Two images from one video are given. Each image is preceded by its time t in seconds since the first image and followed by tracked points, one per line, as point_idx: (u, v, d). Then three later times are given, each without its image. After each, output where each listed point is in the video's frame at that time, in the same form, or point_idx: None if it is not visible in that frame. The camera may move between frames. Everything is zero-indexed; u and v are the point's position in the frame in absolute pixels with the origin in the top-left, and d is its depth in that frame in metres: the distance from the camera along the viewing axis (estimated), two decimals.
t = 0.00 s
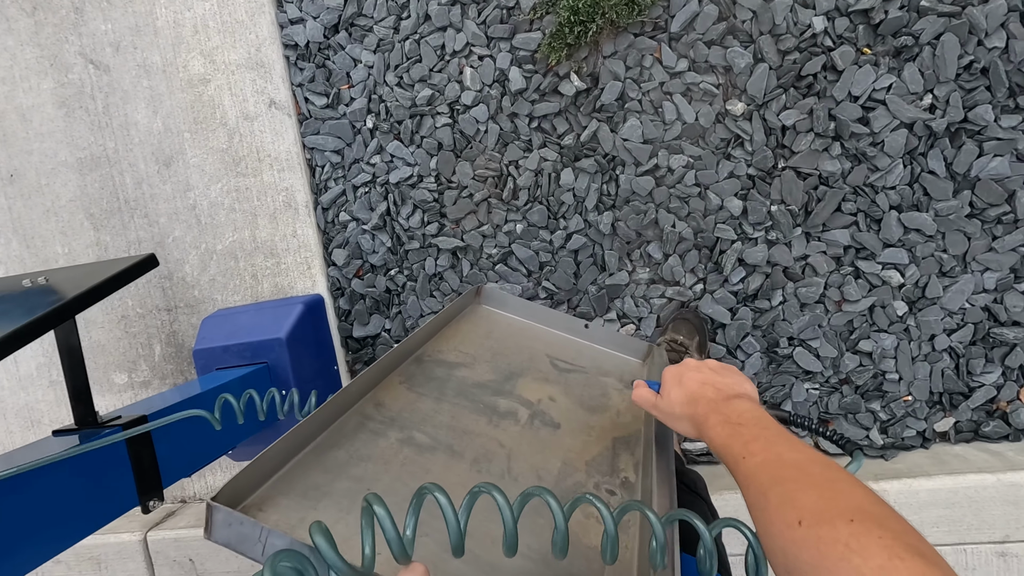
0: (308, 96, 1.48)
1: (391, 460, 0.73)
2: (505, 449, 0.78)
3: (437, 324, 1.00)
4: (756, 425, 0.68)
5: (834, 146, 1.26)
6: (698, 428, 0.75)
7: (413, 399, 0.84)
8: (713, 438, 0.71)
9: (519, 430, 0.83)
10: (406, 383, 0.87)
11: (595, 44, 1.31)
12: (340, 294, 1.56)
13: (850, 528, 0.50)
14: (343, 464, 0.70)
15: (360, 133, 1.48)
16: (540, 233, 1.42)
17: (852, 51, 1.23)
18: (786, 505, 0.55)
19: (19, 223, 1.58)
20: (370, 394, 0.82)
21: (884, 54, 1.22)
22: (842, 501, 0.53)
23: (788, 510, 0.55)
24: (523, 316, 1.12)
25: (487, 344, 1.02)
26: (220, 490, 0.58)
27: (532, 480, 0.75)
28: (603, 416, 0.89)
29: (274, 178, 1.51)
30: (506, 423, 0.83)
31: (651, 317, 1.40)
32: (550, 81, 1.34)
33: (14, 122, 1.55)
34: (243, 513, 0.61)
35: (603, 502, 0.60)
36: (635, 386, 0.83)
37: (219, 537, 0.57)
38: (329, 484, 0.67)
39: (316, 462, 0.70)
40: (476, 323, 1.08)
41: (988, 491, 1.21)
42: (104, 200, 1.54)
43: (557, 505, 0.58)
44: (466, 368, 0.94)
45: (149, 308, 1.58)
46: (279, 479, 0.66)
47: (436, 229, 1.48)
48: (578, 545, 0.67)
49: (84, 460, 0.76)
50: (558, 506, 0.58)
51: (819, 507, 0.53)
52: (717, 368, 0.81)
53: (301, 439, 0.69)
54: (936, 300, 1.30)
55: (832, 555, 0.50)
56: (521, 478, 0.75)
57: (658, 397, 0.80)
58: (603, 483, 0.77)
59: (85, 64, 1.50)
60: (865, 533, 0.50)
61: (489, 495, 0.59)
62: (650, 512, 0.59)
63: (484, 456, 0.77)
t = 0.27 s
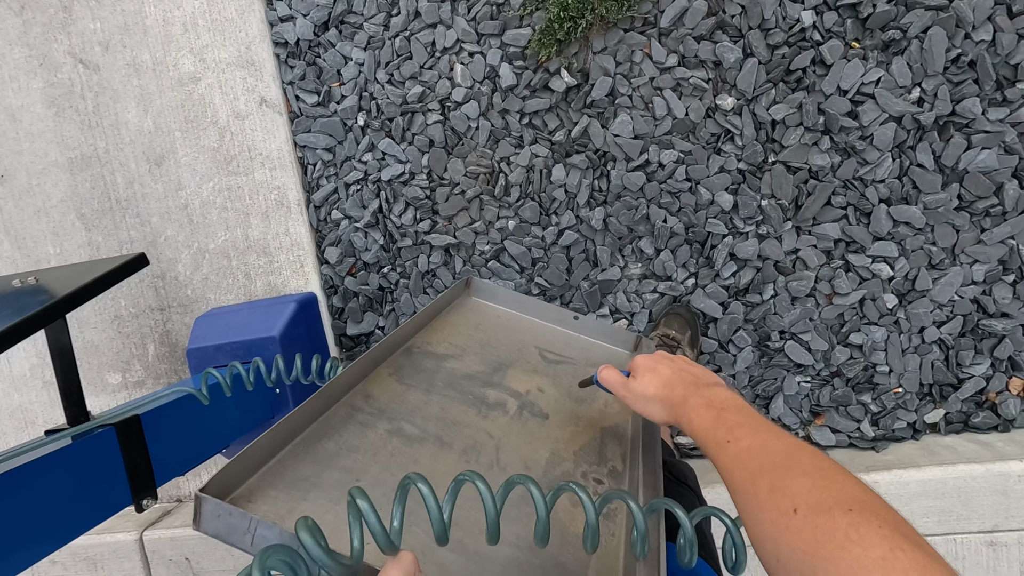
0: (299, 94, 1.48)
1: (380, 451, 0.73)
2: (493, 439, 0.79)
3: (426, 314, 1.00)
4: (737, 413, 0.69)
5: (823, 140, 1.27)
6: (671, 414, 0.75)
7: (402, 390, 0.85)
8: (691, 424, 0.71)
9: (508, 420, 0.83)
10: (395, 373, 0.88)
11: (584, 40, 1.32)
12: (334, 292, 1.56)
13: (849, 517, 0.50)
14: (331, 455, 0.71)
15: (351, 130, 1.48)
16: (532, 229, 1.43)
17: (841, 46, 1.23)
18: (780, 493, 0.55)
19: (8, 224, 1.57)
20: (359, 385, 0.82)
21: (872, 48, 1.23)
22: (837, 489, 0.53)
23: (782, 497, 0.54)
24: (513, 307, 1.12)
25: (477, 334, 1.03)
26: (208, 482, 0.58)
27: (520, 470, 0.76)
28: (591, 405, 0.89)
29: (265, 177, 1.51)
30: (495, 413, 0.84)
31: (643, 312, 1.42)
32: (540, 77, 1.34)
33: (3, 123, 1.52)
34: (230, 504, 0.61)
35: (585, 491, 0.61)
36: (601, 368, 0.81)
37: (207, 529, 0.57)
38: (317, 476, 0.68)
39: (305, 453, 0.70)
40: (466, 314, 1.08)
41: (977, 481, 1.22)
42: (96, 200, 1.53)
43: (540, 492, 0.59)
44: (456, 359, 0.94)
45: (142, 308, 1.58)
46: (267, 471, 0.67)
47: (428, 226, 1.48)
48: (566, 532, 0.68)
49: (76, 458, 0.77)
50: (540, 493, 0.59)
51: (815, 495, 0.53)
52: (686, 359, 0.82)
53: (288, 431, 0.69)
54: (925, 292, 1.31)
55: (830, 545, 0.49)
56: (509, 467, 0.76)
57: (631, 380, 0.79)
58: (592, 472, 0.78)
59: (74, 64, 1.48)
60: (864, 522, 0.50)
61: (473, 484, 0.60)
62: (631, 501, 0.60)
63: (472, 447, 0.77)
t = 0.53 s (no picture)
0: (292, 93, 1.47)
1: (370, 445, 0.73)
2: (487, 433, 0.79)
3: (421, 303, 0.99)
4: (704, 399, 0.68)
5: (818, 135, 1.26)
6: (638, 401, 0.74)
7: (395, 381, 0.84)
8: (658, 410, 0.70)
9: (501, 413, 0.83)
10: (388, 364, 0.87)
11: (578, 37, 1.31)
12: (329, 293, 1.56)
13: (818, 503, 0.50)
14: (322, 450, 0.70)
15: (345, 129, 1.47)
16: (528, 227, 1.42)
17: (835, 40, 1.23)
18: (748, 479, 0.54)
19: None
20: (351, 376, 0.82)
21: (866, 42, 1.22)
22: (805, 475, 0.52)
23: (750, 484, 0.53)
24: (508, 297, 1.12)
25: (471, 324, 1.02)
26: (193, 479, 0.57)
27: (513, 463, 0.75)
28: (586, 398, 0.89)
29: (259, 176, 1.50)
30: (488, 407, 0.83)
31: (639, 309, 1.41)
32: (534, 74, 1.34)
33: None
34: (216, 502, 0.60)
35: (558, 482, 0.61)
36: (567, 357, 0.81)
37: (192, 526, 0.57)
38: (306, 471, 0.67)
39: (295, 448, 0.70)
40: (461, 304, 1.08)
41: (973, 476, 1.22)
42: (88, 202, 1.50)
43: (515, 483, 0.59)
44: (450, 350, 0.94)
45: (136, 310, 1.57)
46: (256, 465, 0.66)
47: (423, 225, 1.47)
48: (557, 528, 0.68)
49: (68, 461, 0.76)
50: (517, 485, 0.59)
51: (783, 481, 0.52)
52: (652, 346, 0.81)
53: (278, 424, 0.69)
54: (921, 287, 1.31)
55: (799, 532, 0.49)
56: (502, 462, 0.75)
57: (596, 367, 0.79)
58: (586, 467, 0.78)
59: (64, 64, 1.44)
60: (832, 508, 0.49)
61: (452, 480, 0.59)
62: (601, 491, 0.61)
63: (465, 441, 0.77)
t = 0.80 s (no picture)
0: (288, 93, 1.46)
1: (369, 442, 0.72)
2: (487, 429, 0.78)
3: (419, 300, 0.99)
4: (717, 383, 0.63)
5: (816, 131, 1.26)
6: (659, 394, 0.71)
7: (394, 378, 0.84)
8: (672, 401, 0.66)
9: (501, 409, 0.83)
10: (387, 361, 0.86)
11: (575, 34, 1.30)
12: (327, 293, 1.56)
13: (838, 494, 0.45)
14: (321, 447, 0.70)
15: (341, 129, 1.46)
16: (526, 226, 1.42)
17: (833, 35, 1.22)
18: (762, 471, 0.49)
19: None
20: (350, 373, 0.81)
21: (864, 37, 1.22)
22: (825, 462, 0.47)
23: (765, 476, 0.49)
24: (507, 294, 1.11)
25: (471, 321, 1.02)
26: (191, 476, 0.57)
27: (513, 459, 0.75)
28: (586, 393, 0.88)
29: (256, 177, 1.49)
30: (488, 403, 0.83)
31: (638, 307, 1.41)
32: (531, 72, 1.33)
33: None
34: (215, 499, 0.60)
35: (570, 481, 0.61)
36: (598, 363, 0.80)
37: (192, 523, 0.57)
38: (305, 468, 0.66)
39: (294, 445, 0.69)
40: (460, 300, 1.07)
41: (974, 470, 1.23)
42: (84, 203, 1.49)
43: (526, 484, 0.58)
44: (449, 346, 0.93)
45: (134, 312, 1.56)
46: (255, 461, 0.66)
47: (421, 225, 1.47)
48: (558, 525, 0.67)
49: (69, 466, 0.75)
50: (526, 485, 0.58)
51: (798, 471, 0.47)
52: (676, 330, 0.76)
53: (276, 420, 0.69)
54: (920, 282, 1.31)
55: (818, 527, 0.44)
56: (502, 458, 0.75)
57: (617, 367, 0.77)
58: (586, 463, 0.78)
59: (58, 66, 1.44)
60: (854, 499, 0.44)
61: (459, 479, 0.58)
62: (614, 490, 0.60)
63: (465, 438, 0.76)
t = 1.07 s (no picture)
0: (285, 93, 1.46)
1: (370, 437, 0.72)
2: (487, 424, 0.79)
3: (420, 298, 0.99)
4: (736, 375, 0.60)
5: (814, 126, 1.26)
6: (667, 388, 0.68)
7: (394, 374, 0.84)
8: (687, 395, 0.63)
9: (501, 403, 0.83)
10: (388, 358, 0.87)
11: (571, 31, 1.30)
12: (326, 292, 1.56)
13: (889, 495, 0.41)
14: (322, 442, 0.70)
15: (339, 128, 1.46)
16: (525, 223, 1.42)
17: (830, 30, 1.22)
18: (800, 469, 0.45)
19: None
20: (351, 369, 0.82)
21: (860, 31, 1.22)
22: (869, 461, 0.44)
23: (803, 475, 0.45)
24: (508, 292, 1.12)
25: (471, 318, 1.02)
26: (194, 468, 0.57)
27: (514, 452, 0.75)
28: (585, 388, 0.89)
29: (254, 176, 1.49)
30: (488, 398, 0.83)
31: (638, 303, 1.41)
32: (528, 69, 1.33)
33: None
34: (218, 492, 0.60)
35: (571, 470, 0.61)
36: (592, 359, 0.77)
37: (194, 515, 0.57)
38: (307, 462, 0.67)
39: (296, 440, 0.69)
40: (460, 298, 1.08)
41: (972, 462, 1.23)
42: (82, 205, 1.49)
43: (524, 473, 0.58)
44: (449, 342, 0.94)
45: (133, 313, 1.56)
46: (257, 455, 0.66)
47: (420, 223, 1.47)
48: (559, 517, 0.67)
49: (71, 467, 0.76)
50: (524, 474, 0.58)
51: (841, 469, 0.44)
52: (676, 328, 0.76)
53: (278, 416, 0.69)
54: (919, 275, 1.31)
55: (865, 529, 0.40)
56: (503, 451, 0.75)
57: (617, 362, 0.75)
58: (586, 456, 0.78)
59: (54, 67, 1.43)
60: (906, 500, 0.40)
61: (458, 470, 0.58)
62: (617, 478, 0.59)
63: (465, 432, 0.76)
